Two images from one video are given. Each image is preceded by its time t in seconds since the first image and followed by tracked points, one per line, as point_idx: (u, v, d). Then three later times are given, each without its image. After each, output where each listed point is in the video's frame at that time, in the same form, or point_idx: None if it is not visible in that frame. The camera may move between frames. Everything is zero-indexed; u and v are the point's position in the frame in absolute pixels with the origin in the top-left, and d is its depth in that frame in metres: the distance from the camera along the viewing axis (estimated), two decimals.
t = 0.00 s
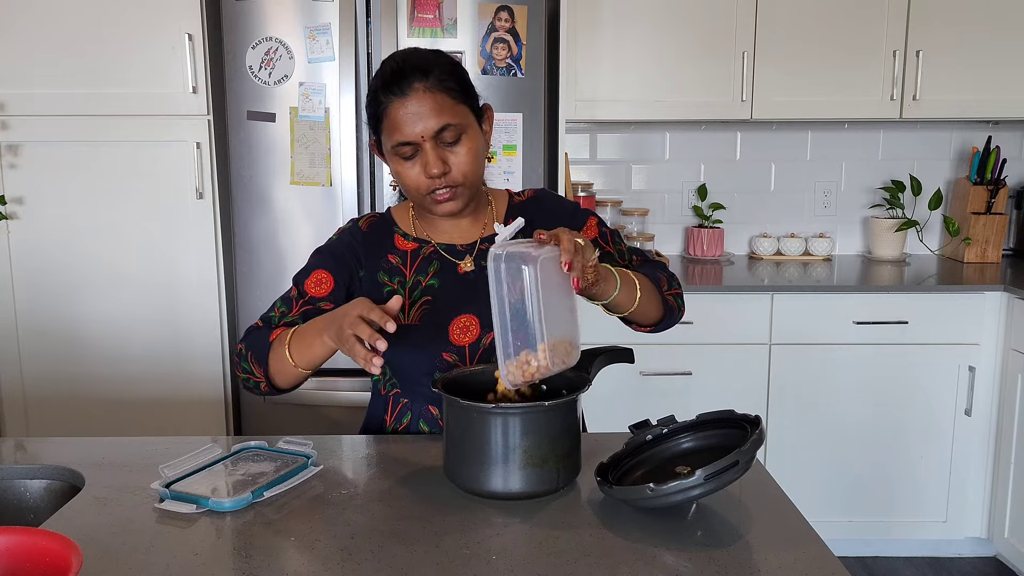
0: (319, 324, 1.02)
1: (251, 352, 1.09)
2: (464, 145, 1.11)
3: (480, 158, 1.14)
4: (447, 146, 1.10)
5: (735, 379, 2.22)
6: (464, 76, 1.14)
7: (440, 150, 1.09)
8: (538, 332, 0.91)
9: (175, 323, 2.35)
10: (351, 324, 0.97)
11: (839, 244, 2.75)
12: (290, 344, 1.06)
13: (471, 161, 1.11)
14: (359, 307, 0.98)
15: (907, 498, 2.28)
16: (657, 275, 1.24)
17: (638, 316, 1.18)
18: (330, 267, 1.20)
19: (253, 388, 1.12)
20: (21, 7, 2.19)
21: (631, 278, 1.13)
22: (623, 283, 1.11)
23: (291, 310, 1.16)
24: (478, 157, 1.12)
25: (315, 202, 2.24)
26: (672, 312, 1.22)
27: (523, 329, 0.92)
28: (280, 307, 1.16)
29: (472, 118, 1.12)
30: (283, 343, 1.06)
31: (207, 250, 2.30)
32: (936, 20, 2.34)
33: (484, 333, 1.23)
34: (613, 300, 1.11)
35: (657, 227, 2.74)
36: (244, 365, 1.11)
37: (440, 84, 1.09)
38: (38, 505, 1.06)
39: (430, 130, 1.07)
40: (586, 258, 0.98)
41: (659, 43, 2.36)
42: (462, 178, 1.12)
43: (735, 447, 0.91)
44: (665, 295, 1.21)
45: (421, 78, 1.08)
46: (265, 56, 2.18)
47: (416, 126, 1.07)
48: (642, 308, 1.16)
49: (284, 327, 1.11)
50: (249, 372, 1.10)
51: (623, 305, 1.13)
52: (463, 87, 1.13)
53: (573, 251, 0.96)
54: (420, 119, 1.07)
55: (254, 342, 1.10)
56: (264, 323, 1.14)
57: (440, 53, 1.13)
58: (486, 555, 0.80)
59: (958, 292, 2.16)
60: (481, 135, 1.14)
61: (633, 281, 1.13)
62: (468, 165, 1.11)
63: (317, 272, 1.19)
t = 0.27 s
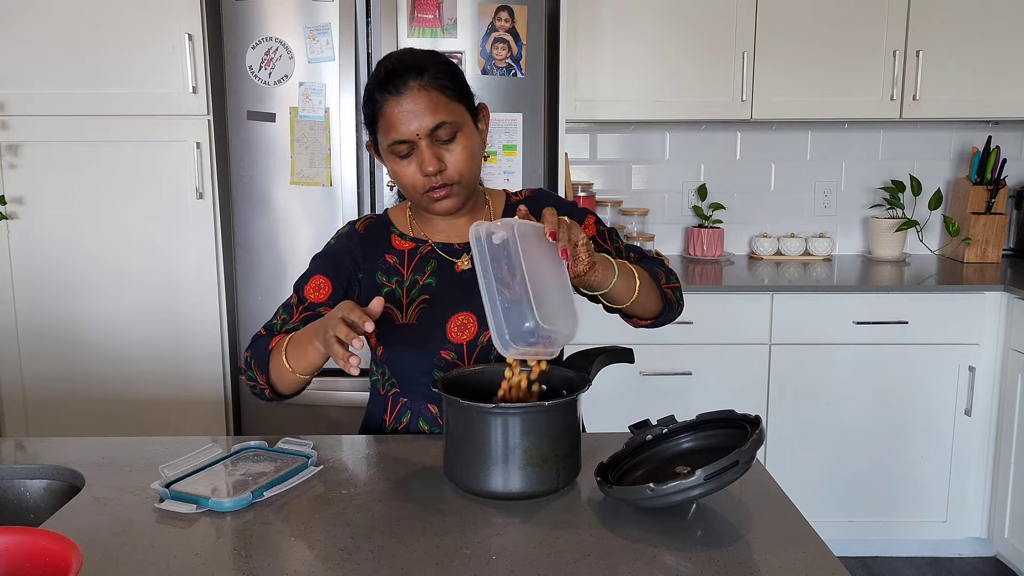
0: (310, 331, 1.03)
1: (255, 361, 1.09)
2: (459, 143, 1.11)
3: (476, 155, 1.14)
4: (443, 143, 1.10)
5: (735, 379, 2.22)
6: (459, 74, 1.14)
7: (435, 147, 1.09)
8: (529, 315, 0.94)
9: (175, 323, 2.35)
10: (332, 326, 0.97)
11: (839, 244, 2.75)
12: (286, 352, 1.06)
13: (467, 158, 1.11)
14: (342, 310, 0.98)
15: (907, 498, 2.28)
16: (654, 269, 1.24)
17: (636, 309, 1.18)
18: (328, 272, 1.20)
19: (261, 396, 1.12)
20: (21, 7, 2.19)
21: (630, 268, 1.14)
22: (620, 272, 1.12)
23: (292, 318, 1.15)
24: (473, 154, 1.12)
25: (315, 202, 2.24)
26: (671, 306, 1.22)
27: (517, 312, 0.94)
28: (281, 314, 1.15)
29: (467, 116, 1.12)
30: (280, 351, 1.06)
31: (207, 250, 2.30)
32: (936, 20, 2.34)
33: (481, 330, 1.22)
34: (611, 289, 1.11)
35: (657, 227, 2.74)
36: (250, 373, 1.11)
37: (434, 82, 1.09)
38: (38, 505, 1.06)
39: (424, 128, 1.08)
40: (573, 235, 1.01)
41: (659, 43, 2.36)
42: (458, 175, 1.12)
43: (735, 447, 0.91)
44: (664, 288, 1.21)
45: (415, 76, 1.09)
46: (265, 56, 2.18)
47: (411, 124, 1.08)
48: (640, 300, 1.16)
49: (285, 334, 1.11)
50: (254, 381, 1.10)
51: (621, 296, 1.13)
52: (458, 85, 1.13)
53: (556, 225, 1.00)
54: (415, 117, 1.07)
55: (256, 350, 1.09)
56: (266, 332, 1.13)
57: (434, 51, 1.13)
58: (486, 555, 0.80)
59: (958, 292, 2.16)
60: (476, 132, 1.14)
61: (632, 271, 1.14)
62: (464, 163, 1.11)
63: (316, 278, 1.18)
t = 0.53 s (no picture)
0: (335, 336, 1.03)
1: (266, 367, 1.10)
2: (459, 140, 1.11)
3: (476, 152, 1.14)
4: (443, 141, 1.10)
5: (735, 379, 2.22)
6: (456, 72, 1.14)
7: (436, 146, 1.09)
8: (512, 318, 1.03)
9: (175, 323, 2.35)
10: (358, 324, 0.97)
11: (839, 244, 2.75)
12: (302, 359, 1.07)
13: (467, 156, 1.11)
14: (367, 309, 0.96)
15: (907, 498, 2.28)
16: (654, 273, 1.25)
17: (638, 314, 1.20)
18: (329, 273, 1.20)
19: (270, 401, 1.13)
20: (21, 6, 2.19)
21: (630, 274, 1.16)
22: (624, 280, 1.14)
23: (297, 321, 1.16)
24: (473, 151, 1.12)
25: (315, 202, 2.24)
26: (671, 309, 1.23)
27: (500, 316, 1.02)
28: (287, 318, 1.15)
29: (465, 114, 1.12)
30: (296, 356, 1.08)
31: (207, 250, 2.30)
32: (935, 20, 2.34)
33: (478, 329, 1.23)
34: (614, 295, 1.13)
35: (657, 227, 2.74)
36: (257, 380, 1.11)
37: (432, 80, 1.10)
38: (38, 505, 1.06)
39: (424, 126, 1.08)
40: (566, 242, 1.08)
41: (659, 43, 2.36)
42: (459, 172, 1.12)
43: (735, 447, 0.91)
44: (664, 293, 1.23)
45: (413, 75, 1.09)
46: (265, 56, 2.18)
47: (411, 122, 1.08)
48: (643, 307, 1.18)
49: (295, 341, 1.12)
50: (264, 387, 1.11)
51: (624, 302, 1.15)
52: (455, 83, 1.13)
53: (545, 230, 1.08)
54: (415, 115, 1.08)
55: (268, 357, 1.10)
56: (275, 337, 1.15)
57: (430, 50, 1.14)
58: (486, 555, 0.80)
59: (958, 292, 2.16)
60: (475, 130, 1.14)
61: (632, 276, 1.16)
62: (465, 160, 1.11)
63: (317, 280, 1.19)
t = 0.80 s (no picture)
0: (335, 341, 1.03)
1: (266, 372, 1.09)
2: (462, 132, 1.11)
3: (479, 145, 1.14)
4: (447, 132, 1.10)
5: (735, 379, 2.22)
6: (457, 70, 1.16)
7: (439, 136, 1.10)
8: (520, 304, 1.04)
9: (175, 323, 2.35)
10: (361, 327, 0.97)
11: (839, 244, 2.75)
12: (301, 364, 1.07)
13: (471, 147, 1.11)
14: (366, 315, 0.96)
15: (907, 498, 2.28)
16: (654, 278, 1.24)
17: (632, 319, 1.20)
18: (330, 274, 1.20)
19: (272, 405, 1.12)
20: (21, 6, 2.19)
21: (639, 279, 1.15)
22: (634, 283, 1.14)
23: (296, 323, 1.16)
24: (477, 143, 1.12)
25: (315, 202, 2.24)
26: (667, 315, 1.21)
27: (506, 303, 1.03)
28: (287, 321, 1.15)
29: (467, 108, 1.13)
30: (296, 361, 1.07)
31: (207, 249, 2.30)
32: (936, 20, 2.34)
33: (479, 330, 1.22)
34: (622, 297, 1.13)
35: (657, 227, 2.74)
36: (259, 386, 1.11)
37: (434, 74, 1.11)
38: (38, 505, 1.06)
39: (427, 116, 1.09)
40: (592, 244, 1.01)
41: (659, 43, 2.36)
42: (463, 164, 1.11)
43: (735, 447, 0.91)
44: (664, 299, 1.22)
45: (415, 67, 1.11)
46: (265, 56, 2.18)
47: (414, 113, 1.09)
48: (647, 310, 1.18)
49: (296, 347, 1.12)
50: (265, 393, 1.10)
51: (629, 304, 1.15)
52: (456, 80, 1.15)
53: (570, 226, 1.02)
54: (418, 106, 1.09)
55: (269, 362, 1.10)
56: (275, 340, 1.14)
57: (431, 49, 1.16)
58: (486, 556, 0.80)
59: (958, 292, 2.16)
60: (477, 124, 1.15)
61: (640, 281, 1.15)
62: (469, 151, 1.11)
63: (317, 281, 1.19)
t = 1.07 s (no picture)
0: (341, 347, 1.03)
1: (272, 381, 1.10)
2: (452, 129, 1.10)
3: (469, 147, 1.13)
4: (437, 127, 1.10)
5: (735, 379, 2.22)
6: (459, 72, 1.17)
7: (429, 131, 1.10)
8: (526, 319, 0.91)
9: (175, 323, 2.35)
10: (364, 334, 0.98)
11: (839, 244, 2.75)
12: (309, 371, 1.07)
13: (459, 145, 1.11)
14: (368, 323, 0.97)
15: (907, 498, 2.28)
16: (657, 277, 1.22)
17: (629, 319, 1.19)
18: (329, 278, 1.20)
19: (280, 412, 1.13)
20: (21, 6, 2.18)
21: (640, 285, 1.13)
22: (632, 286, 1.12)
23: (299, 330, 1.17)
24: (466, 143, 1.12)
25: (315, 202, 2.24)
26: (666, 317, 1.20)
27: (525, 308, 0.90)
28: (290, 330, 1.17)
29: (461, 107, 1.13)
30: (301, 370, 1.08)
31: (207, 249, 2.30)
32: (936, 20, 2.34)
33: (475, 329, 1.23)
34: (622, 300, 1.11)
35: (657, 227, 2.74)
36: (268, 396, 1.11)
37: (431, 71, 1.12)
38: (38, 505, 1.06)
39: (418, 110, 1.09)
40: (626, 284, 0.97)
41: (659, 43, 2.36)
42: (449, 161, 1.11)
43: (735, 447, 0.91)
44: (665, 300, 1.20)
45: (412, 63, 1.11)
46: (265, 56, 2.18)
47: (406, 106, 1.09)
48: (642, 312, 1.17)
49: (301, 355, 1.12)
50: (275, 403, 1.11)
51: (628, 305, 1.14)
52: (455, 78, 1.15)
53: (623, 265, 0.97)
54: (410, 99, 1.09)
55: (275, 372, 1.10)
56: (279, 349, 1.16)
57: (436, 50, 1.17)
58: (486, 555, 0.80)
59: (958, 292, 2.16)
60: (470, 125, 1.14)
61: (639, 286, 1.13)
62: (456, 149, 1.11)
63: (316, 285, 1.19)
